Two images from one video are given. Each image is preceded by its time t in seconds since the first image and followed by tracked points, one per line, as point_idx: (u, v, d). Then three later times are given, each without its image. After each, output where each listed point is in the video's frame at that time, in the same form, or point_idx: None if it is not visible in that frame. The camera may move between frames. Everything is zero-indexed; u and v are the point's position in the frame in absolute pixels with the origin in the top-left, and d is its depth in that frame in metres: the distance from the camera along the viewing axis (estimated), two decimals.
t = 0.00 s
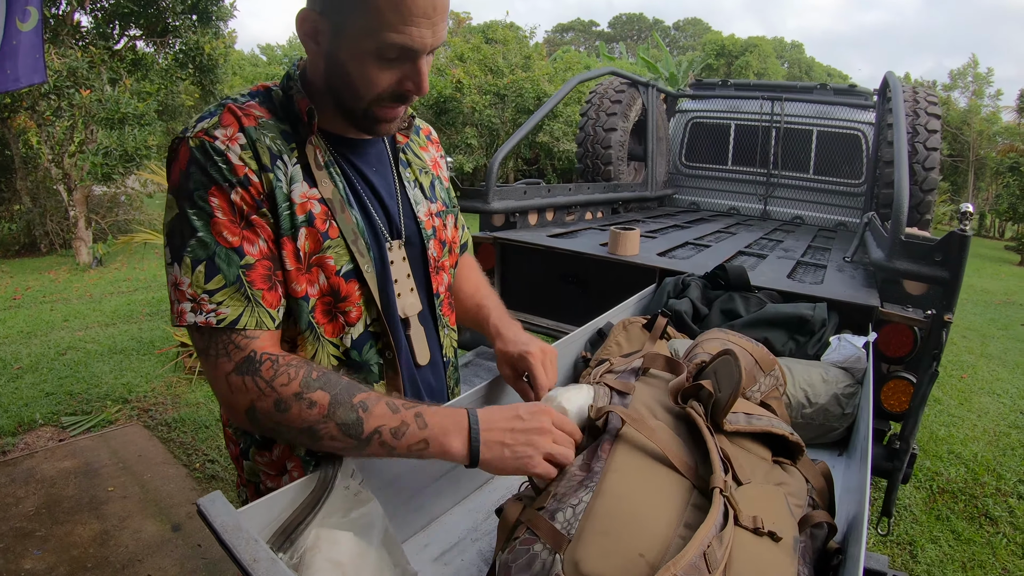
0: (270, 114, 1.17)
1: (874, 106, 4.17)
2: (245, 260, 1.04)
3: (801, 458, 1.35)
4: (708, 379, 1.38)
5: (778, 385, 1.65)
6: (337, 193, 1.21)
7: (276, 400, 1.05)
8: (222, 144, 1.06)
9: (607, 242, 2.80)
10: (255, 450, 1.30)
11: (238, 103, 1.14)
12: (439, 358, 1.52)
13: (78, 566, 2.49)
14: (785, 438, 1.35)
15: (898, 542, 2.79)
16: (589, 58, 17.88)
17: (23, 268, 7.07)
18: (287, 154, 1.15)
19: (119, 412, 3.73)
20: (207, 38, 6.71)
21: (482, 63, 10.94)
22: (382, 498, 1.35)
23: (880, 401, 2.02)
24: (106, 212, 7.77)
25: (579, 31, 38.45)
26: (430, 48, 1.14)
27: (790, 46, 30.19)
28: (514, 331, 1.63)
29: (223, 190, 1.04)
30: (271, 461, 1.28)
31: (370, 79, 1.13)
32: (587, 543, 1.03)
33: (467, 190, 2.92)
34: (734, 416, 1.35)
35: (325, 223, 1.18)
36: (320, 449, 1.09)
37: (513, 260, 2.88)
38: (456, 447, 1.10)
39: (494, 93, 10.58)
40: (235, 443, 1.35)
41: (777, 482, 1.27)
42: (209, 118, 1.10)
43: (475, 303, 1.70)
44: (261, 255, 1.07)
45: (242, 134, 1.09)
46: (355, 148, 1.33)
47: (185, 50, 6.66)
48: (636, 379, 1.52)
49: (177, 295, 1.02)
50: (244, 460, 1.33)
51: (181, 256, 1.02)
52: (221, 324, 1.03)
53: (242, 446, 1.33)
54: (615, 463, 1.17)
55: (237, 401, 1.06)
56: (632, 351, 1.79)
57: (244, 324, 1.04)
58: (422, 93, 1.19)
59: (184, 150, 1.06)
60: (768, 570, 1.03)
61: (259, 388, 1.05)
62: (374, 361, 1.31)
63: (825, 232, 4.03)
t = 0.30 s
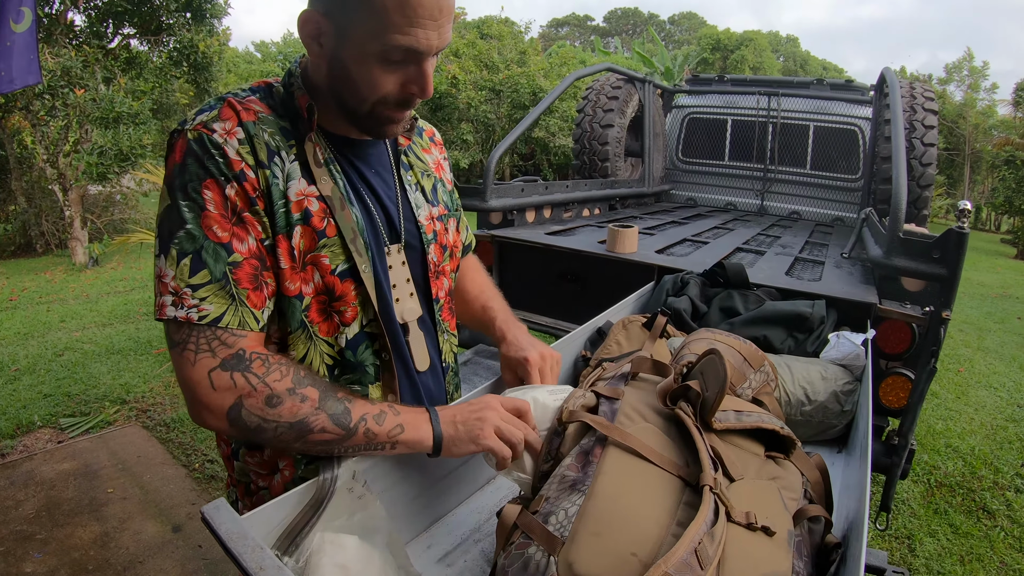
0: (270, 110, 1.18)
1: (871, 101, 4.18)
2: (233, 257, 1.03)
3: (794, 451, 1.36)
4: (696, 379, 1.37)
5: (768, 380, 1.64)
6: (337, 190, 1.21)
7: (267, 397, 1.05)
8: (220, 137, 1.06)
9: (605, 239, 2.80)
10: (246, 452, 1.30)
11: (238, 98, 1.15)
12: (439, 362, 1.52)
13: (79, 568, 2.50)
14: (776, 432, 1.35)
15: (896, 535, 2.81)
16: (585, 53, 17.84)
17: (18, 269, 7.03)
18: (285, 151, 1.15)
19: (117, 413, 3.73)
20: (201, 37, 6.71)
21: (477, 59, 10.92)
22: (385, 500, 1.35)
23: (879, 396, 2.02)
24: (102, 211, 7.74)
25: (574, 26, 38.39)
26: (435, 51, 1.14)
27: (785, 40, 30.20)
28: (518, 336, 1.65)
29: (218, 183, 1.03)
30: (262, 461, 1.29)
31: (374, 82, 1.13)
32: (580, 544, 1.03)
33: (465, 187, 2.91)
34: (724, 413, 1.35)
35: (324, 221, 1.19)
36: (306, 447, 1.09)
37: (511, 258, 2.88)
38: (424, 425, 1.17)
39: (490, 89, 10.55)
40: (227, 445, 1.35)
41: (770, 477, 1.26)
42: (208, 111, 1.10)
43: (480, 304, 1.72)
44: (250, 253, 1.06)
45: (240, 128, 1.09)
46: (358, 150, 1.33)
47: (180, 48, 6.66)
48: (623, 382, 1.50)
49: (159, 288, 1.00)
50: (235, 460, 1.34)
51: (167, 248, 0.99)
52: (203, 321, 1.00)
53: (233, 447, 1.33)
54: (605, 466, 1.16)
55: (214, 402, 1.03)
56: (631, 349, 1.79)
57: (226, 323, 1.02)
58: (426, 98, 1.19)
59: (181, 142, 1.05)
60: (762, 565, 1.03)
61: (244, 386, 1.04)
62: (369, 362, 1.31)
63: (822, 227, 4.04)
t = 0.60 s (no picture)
0: (264, 106, 1.16)
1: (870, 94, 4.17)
2: (225, 262, 1.02)
3: (802, 449, 1.35)
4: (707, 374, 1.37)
5: (775, 377, 1.64)
6: (331, 189, 1.20)
7: (250, 411, 1.02)
8: (209, 138, 1.04)
9: (605, 234, 2.78)
10: (254, 453, 1.29)
11: (231, 95, 1.13)
12: (442, 359, 1.51)
13: (80, 569, 2.49)
14: (785, 430, 1.34)
15: (898, 529, 2.80)
16: (582, 47, 17.79)
17: (16, 268, 7.01)
18: (278, 148, 1.13)
19: (117, 411, 3.71)
20: (198, 32, 6.69)
21: (474, 54, 10.88)
22: (388, 500, 1.34)
23: (881, 390, 2.03)
24: (99, 209, 7.71)
25: (571, 21, 38.30)
26: (434, 42, 1.13)
27: (782, 33, 30.15)
28: (532, 321, 1.61)
29: (208, 187, 1.02)
30: (269, 462, 1.28)
31: (370, 74, 1.11)
32: (592, 542, 1.02)
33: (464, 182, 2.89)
34: (734, 409, 1.34)
35: (317, 221, 1.17)
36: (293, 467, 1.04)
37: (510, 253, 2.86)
38: (429, 490, 1.04)
39: (487, 83, 10.51)
40: (234, 445, 1.34)
41: (779, 474, 1.26)
42: (200, 110, 1.08)
43: (489, 292, 1.70)
44: (243, 257, 1.05)
45: (231, 128, 1.07)
46: (356, 145, 1.31)
47: (176, 45, 6.63)
48: (633, 375, 1.51)
49: (156, 294, 1.01)
50: (242, 460, 1.32)
51: (162, 254, 1.00)
52: (198, 326, 1.01)
53: (241, 447, 1.32)
54: (617, 463, 1.15)
55: (214, 405, 1.04)
56: (635, 344, 1.77)
57: (220, 328, 1.02)
58: (425, 89, 1.17)
59: (173, 144, 1.04)
60: (774, 564, 1.02)
61: (234, 396, 1.02)
62: (369, 365, 1.29)
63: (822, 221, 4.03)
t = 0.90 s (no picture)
0: (253, 102, 1.14)
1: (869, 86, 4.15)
2: (215, 263, 1.01)
3: (802, 440, 1.34)
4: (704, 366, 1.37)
5: (774, 368, 1.63)
6: (324, 184, 1.18)
7: (243, 411, 1.01)
8: (199, 136, 1.03)
9: (603, 226, 2.77)
10: (249, 451, 1.28)
11: (220, 92, 1.11)
12: (441, 352, 1.50)
13: (80, 566, 2.48)
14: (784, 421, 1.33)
15: (897, 521, 2.80)
16: (581, 40, 17.74)
17: (14, 265, 6.99)
18: (270, 145, 1.12)
19: (116, 408, 3.70)
20: (194, 28, 6.63)
21: (472, 47, 10.81)
22: (385, 495, 1.33)
23: (881, 382, 2.01)
24: (97, 206, 7.67)
25: (568, 15, 38.19)
26: (422, 35, 1.10)
27: (781, 26, 30.07)
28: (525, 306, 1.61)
29: (197, 187, 1.01)
30: (265, 461, 1.27)
31: (359, 68, 1.10)
32: (590, 537, 1.01)
33: (462, 175, 2.87)
34: (732, 401, 1.33)
35: (311, 217, 1.16)
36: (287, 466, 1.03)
37: (508, 246, 2.84)
38: (424, 484, 1.03)
39: (485, 77, 10.47)
40: (231, 443, 1.34)
41: (778, 466, 1.25)
42: (189, 109, 1.07)
43: (484, 280, 1.69)
44: (234, 257, 1.04)
45: (220, 125, 1.06)
46: (347, 137, 1.30)
47: (173, 41, 6.60)
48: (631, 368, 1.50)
49: (148, 296, 1.00)
50: (240, 459, 1.32)
51: (153, 256, 1.00)
52: (189, 328, 1.00)
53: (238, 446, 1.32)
54: (614, 455, 1.15)
55: (208, 407, 1.03)
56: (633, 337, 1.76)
57: (211, 330, 1.01)
58: (415, 84, 1.15)
59: (163, 145, 1.04)
60: (773, 557, 1.01)
61: (227, 396, 1.01)
62: (366, 361, 1.29)
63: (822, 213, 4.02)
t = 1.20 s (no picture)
0: (247, 97, 1.13)
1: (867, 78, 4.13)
2: (218, 255, 0.98)
3: (794, 431, 1.33)
4: (693, 359, 1.35)
5: (767, 359, 1.63)
6: (321, 177, 1.18)
7: (262, 398, 0.99)
8: (195, 131, 1.01)
9: (599, 219, 2.76)
10: (252, 448, 1.27)
11: (212, 87, 1.09)
12: (436, 346, 1.50)
13: (80, 564, 2.48)
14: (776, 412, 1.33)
15: (896, 515, 2.80)
16: (579, 34, 17.68)
17: (12, 264, 6.97)
18: (265, 139, 1.11)
19: (115, 406, 3.70)
20: (190, 25, 6.59)
21: (469, 42, 10.86)
22: (381, 489, 1.33)
23: (879, 375, 2.02)
24: (94, 204, 7.65)
25: (566, 9, 38.06)
26: (416, 21, 1.09)
27: (780, 20, 29.99)
28: (516, 304, 1.60)
29: (196, 181, 0.98)
30: (267, 458, 1.26)
31: (353, 54, 1.09)
32: (579, 531, 1.01)
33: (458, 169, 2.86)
34: (723, 394, 1.33)
35: (308, 211, 1.15)
36: (309, 448, 1.02)
37: (505, 240, 2.84)
38: (445, 429, 1.09)
39: (482, 71, 10.46)
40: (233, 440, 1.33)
41: (770, 457, 1.24)
42: (182, 104, 1.05)
43: (478, 277, 1.68)
44: (236, 249, 1.02)
45: (216, 120, 1.04)
46: (339, 130, 1.29)
47: (169, 37, 6.56)
48: (621, 363, 1.50)
49: (146, 294, 0.96)
50: (243, 456, 1.32)
51: (150, 251, 0.95)
52: (193, 324, 0.96)
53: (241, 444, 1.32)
54: (603, 449, 1.14)
55: (214, 407, 0.98)
56: (628, 330, 1.76)
57: (218, 324, 0.98)
58: (410, 69, 1.15)
59: (156, 141, 1.01)
60: (763, 548, 1.01)
61: (242, 387, 0.98)
62: (364, 353, 1.29)
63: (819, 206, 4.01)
